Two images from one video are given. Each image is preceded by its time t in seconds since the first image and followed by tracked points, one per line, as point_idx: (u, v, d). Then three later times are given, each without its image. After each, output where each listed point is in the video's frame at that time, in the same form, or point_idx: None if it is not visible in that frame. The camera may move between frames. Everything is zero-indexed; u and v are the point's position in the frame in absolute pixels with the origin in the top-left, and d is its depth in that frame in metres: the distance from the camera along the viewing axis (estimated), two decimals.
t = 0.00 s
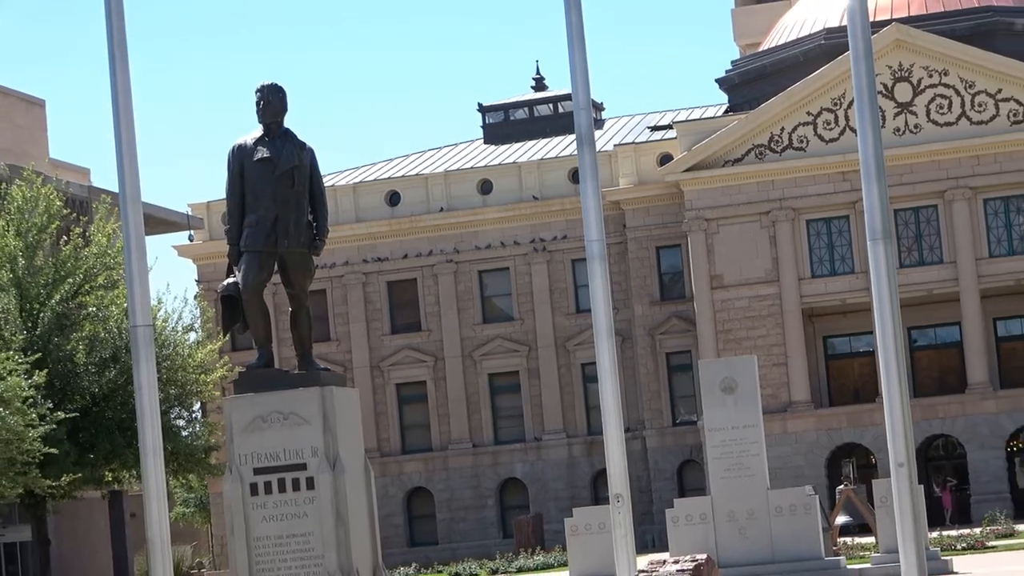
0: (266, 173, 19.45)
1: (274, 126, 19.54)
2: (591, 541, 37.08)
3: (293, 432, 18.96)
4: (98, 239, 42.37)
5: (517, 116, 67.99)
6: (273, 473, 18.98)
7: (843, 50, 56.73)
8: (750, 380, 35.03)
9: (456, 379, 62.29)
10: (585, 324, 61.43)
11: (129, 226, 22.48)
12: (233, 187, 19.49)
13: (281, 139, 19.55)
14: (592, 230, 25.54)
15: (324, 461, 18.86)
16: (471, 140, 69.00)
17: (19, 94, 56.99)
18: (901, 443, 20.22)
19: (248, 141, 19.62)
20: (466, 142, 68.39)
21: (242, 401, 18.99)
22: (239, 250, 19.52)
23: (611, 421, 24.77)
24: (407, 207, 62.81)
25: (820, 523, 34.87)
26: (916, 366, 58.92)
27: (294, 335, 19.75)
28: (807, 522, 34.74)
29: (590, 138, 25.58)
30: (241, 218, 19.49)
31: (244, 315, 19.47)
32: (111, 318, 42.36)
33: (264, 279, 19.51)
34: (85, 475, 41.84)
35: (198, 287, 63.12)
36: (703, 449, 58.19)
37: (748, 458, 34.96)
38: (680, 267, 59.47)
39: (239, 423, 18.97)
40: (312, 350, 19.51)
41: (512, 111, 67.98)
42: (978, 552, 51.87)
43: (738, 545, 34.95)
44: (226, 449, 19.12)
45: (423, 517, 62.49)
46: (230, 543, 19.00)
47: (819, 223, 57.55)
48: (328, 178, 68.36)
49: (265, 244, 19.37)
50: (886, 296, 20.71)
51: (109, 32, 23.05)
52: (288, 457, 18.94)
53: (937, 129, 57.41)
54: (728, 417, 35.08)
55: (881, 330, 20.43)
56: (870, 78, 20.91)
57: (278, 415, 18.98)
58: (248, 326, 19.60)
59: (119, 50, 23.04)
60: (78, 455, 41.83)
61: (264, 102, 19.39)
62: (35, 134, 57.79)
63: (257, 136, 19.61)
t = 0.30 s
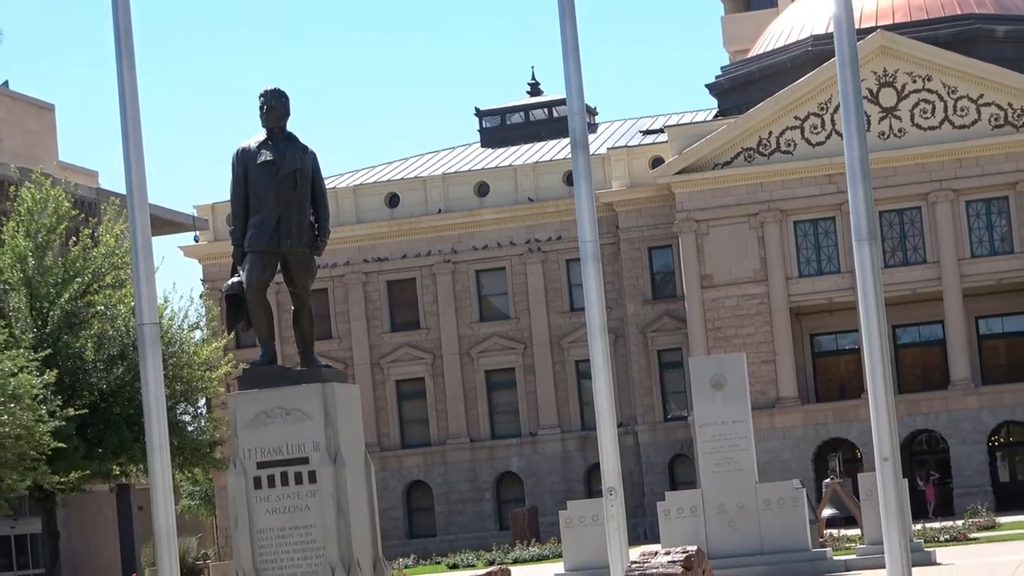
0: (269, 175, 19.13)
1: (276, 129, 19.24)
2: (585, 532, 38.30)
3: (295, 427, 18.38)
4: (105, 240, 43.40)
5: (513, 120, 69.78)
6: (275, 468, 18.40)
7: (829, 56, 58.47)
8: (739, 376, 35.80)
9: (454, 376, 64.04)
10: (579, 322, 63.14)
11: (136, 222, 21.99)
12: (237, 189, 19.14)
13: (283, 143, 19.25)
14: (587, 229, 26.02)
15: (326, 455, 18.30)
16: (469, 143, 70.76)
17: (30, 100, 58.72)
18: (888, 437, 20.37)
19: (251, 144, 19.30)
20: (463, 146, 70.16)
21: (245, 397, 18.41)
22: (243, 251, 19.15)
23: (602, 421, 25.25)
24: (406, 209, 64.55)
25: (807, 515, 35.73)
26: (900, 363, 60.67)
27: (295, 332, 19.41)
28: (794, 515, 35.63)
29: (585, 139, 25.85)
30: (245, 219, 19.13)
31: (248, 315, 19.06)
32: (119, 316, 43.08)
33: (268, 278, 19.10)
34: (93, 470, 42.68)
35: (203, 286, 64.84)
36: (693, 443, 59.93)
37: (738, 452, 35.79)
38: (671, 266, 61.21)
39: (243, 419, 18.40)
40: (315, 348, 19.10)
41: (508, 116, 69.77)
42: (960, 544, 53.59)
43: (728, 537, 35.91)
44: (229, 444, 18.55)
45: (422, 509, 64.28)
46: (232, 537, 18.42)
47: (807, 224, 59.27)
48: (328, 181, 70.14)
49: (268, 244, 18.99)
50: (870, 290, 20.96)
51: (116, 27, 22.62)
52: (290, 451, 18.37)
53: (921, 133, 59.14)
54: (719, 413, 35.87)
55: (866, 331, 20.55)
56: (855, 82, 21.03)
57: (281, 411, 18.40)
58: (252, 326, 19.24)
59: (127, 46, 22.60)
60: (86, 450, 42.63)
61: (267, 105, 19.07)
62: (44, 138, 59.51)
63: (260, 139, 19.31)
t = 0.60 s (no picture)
0: (273, 178, 18.97)
1: (280, 133, 19.11)
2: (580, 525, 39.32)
3: (297, 422, 18.23)
4: (114, 241, 44.28)
5: (509, 125, 71.51)
6: (279, 462, 18.24)
7: (817, 62, 60.19)
8: (728, 374, 37.29)
9: (452, 373, 65.79)
10: (574, 322, 64.91)
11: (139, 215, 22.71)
12: (240, 192, 18.99)
13: (287, 146, 19.08)
14: (581, 230, 26.67)
15: (328, 450, 18.15)
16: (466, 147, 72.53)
17: (40, 105, 60.48)
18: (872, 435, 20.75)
19: (255, 148, 19.16)
20: (461, 150, 71.93)
21: (248, 393, 18.29)
22: (247, 252, 19.01)
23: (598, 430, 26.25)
24: (406, 211, 66.33)
25: (794, 508, 37.08)
26: (886, 362, 62.44)
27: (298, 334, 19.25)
28: (782, 508, 36.99)
29: (579, 143, 26.78)
30: (248, 221, 18.99)
31: (252, 315, 18.95)
32: (127, 316, 44.00)
33: (271, 279, 18.98)
34: (101, 465, 43.62)
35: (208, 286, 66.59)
36: (684, 438, 61.70)
37: (729, 447, 37.15)
38: (663, 267, 63.00)
39: (247, 414, 18.27)
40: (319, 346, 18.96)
41: (505, 121, 71.51)
42: (943, 536, 55.34)
43: (718, 530, 37.24)
44: (233, 439, 18.40)
45: (421, 503, 66.01)
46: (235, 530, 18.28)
47: (794, 226, 61.04)
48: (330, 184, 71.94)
49: (271, 245, 18.84)
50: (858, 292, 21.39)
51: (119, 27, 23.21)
52: (293, 446, 18.21)
53: (905, 137, 60.93)
54: (709, 409, 37.39)
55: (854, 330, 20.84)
56: (841, 88, 21.62)
57: (284, 406, 18.25)
58: (256, 326, 19.05)
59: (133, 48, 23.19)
60: (96, 445, 43.56)
61: (270, 109, 18.98)
62: (54, 142, 61.28)
63: (263, 143, 19.18)
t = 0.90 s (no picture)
0: (272, 180, 19.83)
1: (278, 137, 19.96)
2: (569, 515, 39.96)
3: (296, 417, 19.09)
4: (117, 241, 45.33)
5: (501, 128, 73.33)
6: (278, 456, 19.09)
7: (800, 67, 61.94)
8: (714, 369, 37.57)
9: (446, 369, 67.56)
10: (565, 318, 66.70)
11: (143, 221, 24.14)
12: (240, 193, 19.84)
13: (285, 149, 19.94)
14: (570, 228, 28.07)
15: (326, 445, 18.98)
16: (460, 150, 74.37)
17: (46, 110, 62.28)
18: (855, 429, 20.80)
19: (254, 151, 20.01)
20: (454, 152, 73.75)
21: (249, 389, 19.15)
22: (246, 252, 19.87)
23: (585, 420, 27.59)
24: (401, 212, 68.10)
25: (779, 499, 37.17)
26: (868, 357, 64.31)
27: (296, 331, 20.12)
28: (767, 498, 37.07)
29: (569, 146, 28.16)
30: (248, 221, 19.85)
31: (252, 312, 19.77)
32: (130, 313, 44.89)
33: (270, 278, 19.83)
34: (106, 459, 44.54)
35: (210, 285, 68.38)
36: (672, 431, 63.55)
37: (715, 439, 37.26)
38: (651, 265, 64.88)
39: (247, 410, 19.12)
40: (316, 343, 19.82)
41: (497, 124, 73.33)
42: (923, 526, 57.19)
43: (704, 521, 37.24)
44: (234, 434, 19.25)
45: (417, 495, 67.84)
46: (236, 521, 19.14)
47: (778, 225, 62.91)
48: (327, 185, 73.77)
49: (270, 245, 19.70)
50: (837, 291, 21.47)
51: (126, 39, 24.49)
52: (291, 441, 19.08)
53: (886, 139, 62.77)
54: (695, 403, 37.55)
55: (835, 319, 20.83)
56: (823, 88, 21.83)
57: (283, 402, 19.10)
58: (255, 322, 19.91)
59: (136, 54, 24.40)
60: (100, 440, 44.50)
61: (269, 113, 19.82)
62: (59, 146, 63.08)
63: (262, 146, 20.02)
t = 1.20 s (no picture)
0: (256, 177, 20.73)
1: (262, 135, 20.90)
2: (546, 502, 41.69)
3: (279, 407, 19.86)
4: (104, 237, 47.04)
5: (479, 126, 75.19)
6: (261, 445, 19.84)
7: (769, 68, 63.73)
8: (685, 361, 38.99)
9: (425, 360, 69.42)
10: (540, 312, 68.62)
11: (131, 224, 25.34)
12: (225, 189, 20.76)
13: (268, 147, 20.90)
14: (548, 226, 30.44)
15: (307, 434, 19.76)
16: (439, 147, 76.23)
17: (36, 108, 64.02)
18: (821, 420, 22.89)
19: (239, 149, 20.96)
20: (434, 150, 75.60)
21: (233, 380, 19.90)
22: (231, 245, 20.77)
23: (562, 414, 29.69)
24: (381, 208, 69.86)
25: (747, 487, 38.66)
26: (834, 350, 66.31)
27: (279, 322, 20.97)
28: (736, 486, 38.57)
29: (545, 148, 30.54)
30: (232, 216, 20.77)
31: (235, 304, 20.65)
32: (117, 306, 46.62)
33: (254, 271, 20.72)
34: (92, 447, 45.92)
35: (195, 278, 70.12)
36: (644, 421, 65.50)
37: (686, 429, 38.72)
38: (624, 260, 66.81)
39: (231, 400, 19.88)
40: (297, 335, 20.67)
41: (475, 122, 75.19)
42: (887, 513, 59.21)
43: (676, 507, 38.74)
44: (218, 424, 19.99)
45: (396, 483, 69.70)
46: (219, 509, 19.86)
47: (748, 222, 64.65)
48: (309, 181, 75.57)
49: (254, 239, 20.60)
50: (806, 294, 23.60)
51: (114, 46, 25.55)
52: (274, 430, 19.83)
53: (852, 138, 64.66)
54: (668, 393, 39.16)
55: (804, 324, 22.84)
56: (792, 91, 23.85)
57: (266, 392, 19.88)
58: (239, 314, 20.78)
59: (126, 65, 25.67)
60: (87, 429, 45.95)
61: (253, 113, 20.79)
62: (48, 144, 64.88)
63: (247, 144, 20.97)
